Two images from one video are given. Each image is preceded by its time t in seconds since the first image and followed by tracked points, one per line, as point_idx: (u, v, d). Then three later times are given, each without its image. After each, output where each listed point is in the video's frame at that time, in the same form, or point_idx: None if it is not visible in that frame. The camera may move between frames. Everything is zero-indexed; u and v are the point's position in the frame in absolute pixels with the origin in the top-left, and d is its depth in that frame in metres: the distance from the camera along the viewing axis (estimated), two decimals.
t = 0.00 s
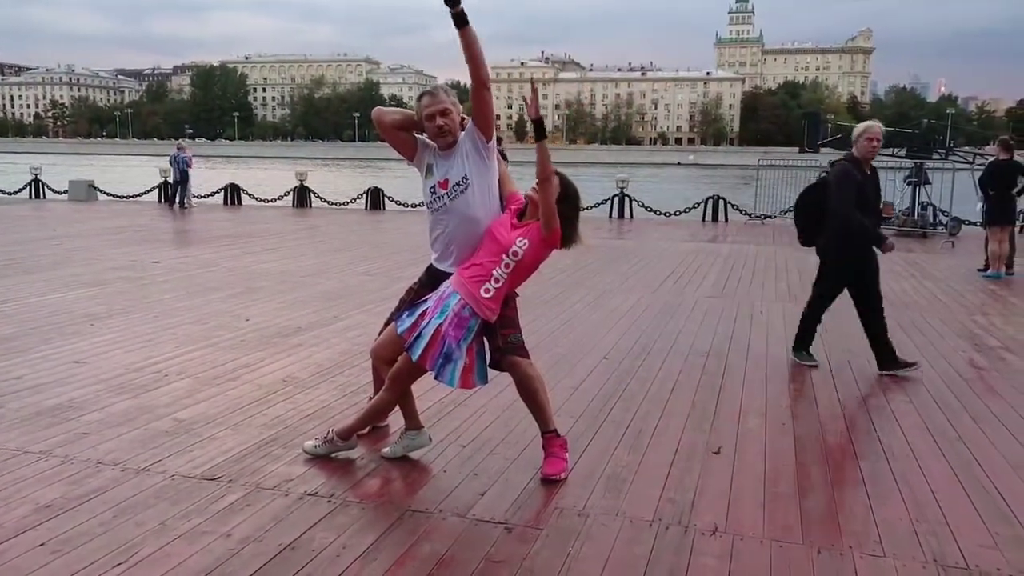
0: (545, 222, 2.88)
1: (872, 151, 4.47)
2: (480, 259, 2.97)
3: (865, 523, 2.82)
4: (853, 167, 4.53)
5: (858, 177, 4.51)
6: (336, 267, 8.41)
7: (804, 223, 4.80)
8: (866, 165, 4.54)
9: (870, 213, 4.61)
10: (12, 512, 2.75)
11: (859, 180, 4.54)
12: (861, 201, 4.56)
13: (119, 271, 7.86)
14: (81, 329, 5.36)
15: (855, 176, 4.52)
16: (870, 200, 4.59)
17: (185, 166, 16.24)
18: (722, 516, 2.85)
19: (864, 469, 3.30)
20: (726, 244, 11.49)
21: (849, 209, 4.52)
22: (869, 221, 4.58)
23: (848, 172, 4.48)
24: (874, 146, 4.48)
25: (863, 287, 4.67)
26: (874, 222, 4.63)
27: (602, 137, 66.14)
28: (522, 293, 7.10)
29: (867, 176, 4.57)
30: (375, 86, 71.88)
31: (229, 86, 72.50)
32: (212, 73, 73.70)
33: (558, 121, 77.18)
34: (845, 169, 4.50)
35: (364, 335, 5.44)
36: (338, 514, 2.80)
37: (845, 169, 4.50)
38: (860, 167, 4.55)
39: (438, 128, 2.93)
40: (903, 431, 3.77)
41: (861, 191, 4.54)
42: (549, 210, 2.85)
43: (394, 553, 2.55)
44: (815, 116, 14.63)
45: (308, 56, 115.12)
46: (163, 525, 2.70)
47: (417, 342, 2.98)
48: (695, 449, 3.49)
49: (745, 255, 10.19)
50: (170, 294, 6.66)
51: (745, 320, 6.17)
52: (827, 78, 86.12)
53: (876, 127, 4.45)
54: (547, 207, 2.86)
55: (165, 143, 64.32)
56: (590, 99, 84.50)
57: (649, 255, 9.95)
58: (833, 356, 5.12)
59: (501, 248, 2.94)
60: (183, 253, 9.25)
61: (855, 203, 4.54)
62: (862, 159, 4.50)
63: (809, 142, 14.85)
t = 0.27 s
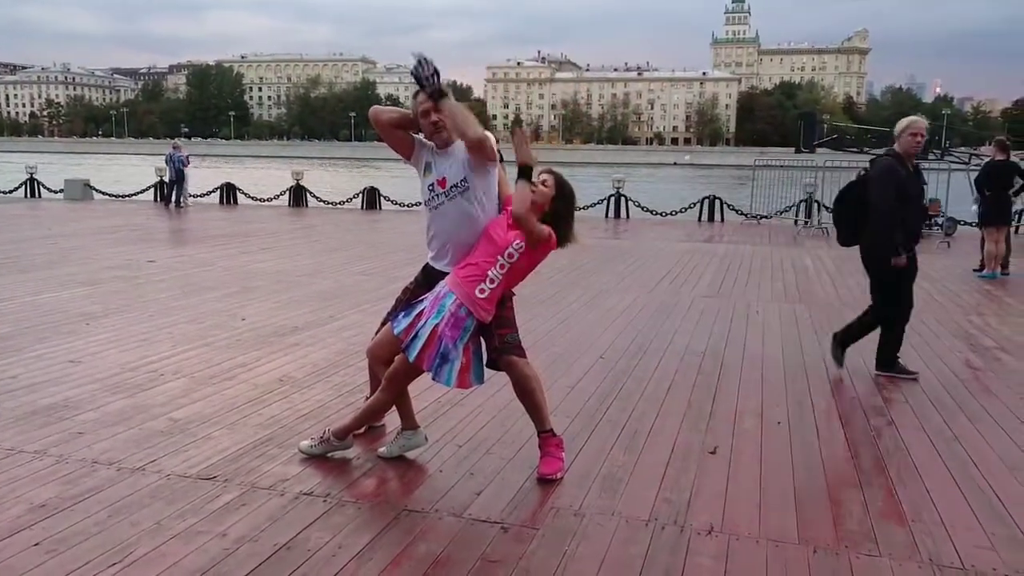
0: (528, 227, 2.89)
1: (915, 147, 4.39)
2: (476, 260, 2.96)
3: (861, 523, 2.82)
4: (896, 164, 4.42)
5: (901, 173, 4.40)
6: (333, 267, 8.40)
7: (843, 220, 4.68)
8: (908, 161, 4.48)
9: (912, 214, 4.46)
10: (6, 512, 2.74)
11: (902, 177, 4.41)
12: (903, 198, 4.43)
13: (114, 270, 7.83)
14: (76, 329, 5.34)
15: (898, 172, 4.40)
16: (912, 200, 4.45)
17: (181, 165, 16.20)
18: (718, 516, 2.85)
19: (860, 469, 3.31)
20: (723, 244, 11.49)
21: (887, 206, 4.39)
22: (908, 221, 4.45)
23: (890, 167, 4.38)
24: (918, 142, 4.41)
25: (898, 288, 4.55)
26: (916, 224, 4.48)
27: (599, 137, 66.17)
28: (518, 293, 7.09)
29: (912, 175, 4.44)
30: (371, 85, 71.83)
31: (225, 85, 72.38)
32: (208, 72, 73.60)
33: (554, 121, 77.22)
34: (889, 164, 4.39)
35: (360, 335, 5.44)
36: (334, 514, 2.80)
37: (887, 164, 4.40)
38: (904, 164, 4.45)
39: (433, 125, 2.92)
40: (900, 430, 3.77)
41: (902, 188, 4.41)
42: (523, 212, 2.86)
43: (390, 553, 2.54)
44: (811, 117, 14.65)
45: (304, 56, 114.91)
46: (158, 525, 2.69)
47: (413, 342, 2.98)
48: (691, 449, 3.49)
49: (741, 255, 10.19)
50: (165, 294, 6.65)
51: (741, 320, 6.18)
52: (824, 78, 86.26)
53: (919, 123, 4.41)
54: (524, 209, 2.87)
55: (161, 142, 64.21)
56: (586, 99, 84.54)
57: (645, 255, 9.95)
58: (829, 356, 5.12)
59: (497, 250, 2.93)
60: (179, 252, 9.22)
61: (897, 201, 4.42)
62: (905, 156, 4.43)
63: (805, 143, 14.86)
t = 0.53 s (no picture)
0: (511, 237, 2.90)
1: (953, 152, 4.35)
2: (474, 263, 2.95)
3: (858, 523, 2.82)
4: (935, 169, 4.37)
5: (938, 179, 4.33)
6: (332, 267, 8.40)
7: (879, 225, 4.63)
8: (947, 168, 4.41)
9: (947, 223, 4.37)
10: (4, 512, 2.74)
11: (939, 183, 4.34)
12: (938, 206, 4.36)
13: (113, 271, 7.83)
14: (75, 329, 5.33)
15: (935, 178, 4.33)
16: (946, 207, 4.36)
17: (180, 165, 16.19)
18: (716, 517, 2.85)
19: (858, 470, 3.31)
20: (721, 245, 11.51)
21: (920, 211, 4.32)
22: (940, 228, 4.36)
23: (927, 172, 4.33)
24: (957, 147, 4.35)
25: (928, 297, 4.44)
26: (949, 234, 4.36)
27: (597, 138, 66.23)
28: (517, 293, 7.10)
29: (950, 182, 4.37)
30: (370, 86, 71.81)
31: (224, 85, 72.34)
32: (207, 73, 73.57)
33: (553, 121, 77.26)
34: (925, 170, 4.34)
35: (358, 335, 5.44)
36: (332, 515, 2.80)
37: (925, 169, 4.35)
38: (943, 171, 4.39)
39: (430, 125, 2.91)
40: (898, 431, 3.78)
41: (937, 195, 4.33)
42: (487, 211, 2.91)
43: (388, 553, 2.54)
44: (809, 118, 14.66)
45: (302, 56, 114.80)
46: (156, 525, 2.69)
47: (412, 342, 2.98)
48: (689, 449, 3.49)
49: (739, 256, 10.20)
50: (164, 294, 6.65)
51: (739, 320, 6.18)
52: (822, 79, 86.37)
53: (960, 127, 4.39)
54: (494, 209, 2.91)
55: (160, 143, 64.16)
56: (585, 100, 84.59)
57: (644, 256, 9.96)
58: (827, 356, 5.13)
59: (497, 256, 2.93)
60: (178, 253, 9.22)
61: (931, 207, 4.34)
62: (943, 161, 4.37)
63: (804, 143, 14.88)
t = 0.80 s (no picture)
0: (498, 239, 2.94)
1: (996, 150, 4.11)
2: (473, 262, 2.94)
3: (856, 522, 2.83)
4: (977, 169, 4.13)
5: (982, 180, 4.09)
6: (330, 266, 8.40)
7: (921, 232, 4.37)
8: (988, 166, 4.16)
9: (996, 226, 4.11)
10: (2, 511, 2.74)
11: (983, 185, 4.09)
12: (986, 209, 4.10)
13: (111, 270, 7.82)
14: (73, 328, 5.33)
15: (979, 179, 4.09)
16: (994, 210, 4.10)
17: (178, 164, 16.17)
18: (714, 515, 2.85)
19: (855, 469, 3.31)
20: (720, 244, 11.51)
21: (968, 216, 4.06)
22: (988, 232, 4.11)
23: (971, 173, 4.09)
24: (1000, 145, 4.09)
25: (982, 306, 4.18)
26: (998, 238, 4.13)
27: (595, 137, 66.23)
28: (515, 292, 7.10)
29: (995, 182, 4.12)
30: (368, 84, 71.73)
31: (222, 84, 72.24)
32: (205, 71, 73.46)
33: (551, 120, 77.23)
34: (967, 171, 4.10)
35: (356, 334, 5.44)
36: (331, 513, 2.80)
37: (968, 170, 4.10)
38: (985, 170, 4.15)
39: (431, 123, 2.91)
40: (895, 430, 3.78)
41: (983, 198, 4.08)
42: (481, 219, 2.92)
43: (387, 552, 2.55)
44: (807, 117, 14.67)
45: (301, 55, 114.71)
46: (155, 524, 2.69)
47: (410, 341, 2.98)
48: (687, 448, 3.50)
49: (737, 255, 10.21)
50: (162, 293, 6.64)
51: (737, 319, 6.19)
52: (820, 79, 86.40)
53: (999, 124, 4.11)
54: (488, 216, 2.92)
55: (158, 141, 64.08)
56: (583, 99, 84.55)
57: (642, 255, 9.97)
58: (825, 355, 5.14)
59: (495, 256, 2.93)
60: (176, 252, 9.21)
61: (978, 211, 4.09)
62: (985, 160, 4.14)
63: (802, 142, 14.88)
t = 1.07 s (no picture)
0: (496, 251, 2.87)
1: None
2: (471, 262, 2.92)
3: (852, 521, 2.84)
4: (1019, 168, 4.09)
5: None
6: (327, 266, 8.40)
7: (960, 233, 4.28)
8: None
9: None
10: None
11: None
12: None
13: (108, 269, 7.81)
14: (70, 328, 5.32)
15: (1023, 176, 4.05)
16: None
17: (175, 164, 16.15)
18: (711, 515, 2.86)
19: (852, 468, 3.32)
20: (717, 244, 11.52)
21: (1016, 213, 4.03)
22: None
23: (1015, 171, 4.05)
24: None
25: None
26: None
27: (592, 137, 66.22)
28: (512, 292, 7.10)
29: None
30: (366, 84, 71.66)
31: (219, 83, 72.15)
32: (202, 71, 73.37)
33: (549, 120, 77.23)
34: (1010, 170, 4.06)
35: (354, 334, 5.44)
36: (328, 513, 2.80)
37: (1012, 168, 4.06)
38: None
39: (427, 126, 2.91)
40: (891, 430, 3.79)
41: None
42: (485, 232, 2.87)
43: (384, 551, 2.55)
44: (805, 117, 14.68)
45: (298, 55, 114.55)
46: (152, 523, 2.69)
47: (407, 340, 2.98)
48: (684, 448, 3.50)
49: (734, 254, 10.22)
50: (159, 292, 6.64)
51: (734, 319, 6.20)
52: (817, 79, 86.47)
53: None
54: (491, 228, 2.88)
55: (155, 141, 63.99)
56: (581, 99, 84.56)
57: (639, 255, 9.97)
58: (822, 355, 5.15)
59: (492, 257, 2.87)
60: (173, 252, 9.20)
61: None
62: None
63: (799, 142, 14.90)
